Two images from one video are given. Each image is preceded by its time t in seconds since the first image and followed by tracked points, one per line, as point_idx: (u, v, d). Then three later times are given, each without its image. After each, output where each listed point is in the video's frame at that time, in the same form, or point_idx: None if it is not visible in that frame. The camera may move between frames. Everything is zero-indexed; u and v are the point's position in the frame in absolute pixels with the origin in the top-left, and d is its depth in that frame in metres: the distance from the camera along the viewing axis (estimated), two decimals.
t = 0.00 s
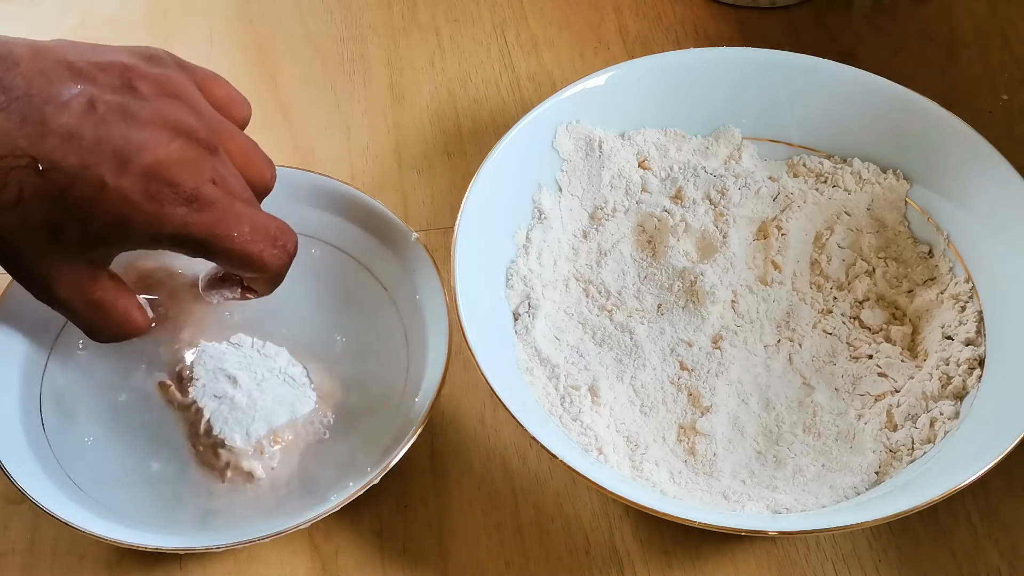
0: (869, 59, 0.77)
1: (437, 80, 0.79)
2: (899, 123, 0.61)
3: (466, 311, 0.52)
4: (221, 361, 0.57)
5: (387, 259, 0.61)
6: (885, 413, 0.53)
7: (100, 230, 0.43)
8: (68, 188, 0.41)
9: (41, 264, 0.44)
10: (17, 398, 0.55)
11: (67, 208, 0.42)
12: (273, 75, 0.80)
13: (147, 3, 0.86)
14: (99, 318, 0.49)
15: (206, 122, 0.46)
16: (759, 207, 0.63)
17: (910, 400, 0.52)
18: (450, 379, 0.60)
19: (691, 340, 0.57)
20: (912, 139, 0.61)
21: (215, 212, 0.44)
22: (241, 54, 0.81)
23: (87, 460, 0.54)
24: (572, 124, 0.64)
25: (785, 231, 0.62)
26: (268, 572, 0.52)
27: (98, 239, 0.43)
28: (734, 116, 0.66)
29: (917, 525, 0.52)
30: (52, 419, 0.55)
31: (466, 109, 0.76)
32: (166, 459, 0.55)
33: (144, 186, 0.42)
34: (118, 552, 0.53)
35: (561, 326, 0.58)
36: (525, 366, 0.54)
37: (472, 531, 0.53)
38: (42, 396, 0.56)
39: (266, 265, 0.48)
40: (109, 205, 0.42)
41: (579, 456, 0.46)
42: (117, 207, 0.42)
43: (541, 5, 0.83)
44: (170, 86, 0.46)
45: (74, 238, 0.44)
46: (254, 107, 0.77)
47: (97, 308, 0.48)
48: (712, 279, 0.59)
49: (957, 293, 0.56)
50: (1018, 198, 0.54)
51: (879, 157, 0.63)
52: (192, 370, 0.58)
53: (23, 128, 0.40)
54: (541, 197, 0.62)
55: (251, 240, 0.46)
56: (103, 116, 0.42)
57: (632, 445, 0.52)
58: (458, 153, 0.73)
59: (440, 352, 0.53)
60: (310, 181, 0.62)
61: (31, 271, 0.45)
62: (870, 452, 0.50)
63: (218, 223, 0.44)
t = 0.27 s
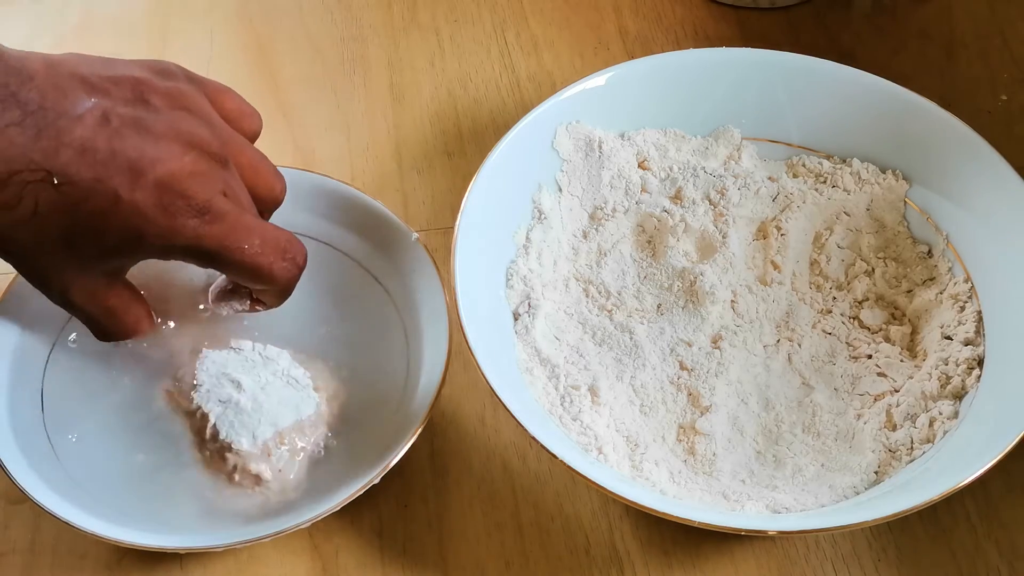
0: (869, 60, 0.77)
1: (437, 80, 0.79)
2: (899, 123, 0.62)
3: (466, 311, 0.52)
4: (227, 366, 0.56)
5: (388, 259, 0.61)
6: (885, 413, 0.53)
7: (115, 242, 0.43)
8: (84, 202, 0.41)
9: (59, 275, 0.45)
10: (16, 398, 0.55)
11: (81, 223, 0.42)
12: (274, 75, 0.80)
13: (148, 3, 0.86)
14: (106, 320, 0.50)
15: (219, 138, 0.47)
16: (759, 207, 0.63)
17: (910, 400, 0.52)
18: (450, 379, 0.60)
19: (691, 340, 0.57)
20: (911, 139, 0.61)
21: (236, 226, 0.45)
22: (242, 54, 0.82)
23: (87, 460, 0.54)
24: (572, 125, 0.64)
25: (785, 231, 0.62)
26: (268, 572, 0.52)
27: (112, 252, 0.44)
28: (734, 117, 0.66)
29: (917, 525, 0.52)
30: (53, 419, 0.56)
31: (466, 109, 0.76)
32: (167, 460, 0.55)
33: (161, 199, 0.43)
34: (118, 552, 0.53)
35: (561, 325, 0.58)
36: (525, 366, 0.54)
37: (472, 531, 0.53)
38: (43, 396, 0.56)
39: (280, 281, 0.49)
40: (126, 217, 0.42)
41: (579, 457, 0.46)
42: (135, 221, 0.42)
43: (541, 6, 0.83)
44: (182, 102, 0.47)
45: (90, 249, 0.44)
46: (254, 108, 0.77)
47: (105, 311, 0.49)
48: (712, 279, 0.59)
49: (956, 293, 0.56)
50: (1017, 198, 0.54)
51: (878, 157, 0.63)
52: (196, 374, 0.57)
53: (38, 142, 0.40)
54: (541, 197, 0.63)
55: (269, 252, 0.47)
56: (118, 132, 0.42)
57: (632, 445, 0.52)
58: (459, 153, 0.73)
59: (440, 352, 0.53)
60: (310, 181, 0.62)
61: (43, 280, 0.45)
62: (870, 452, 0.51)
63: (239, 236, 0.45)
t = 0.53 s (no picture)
0: (869, 60, 0.77)
1: (437, 80, 0.79)
2: (899, 123, 0.62)
3: (466, 312, 0.52)
4: (245, 350, 0.52)
5: (388, 259, 0.61)
6: (885, 413, 0.53)
7: (127, 241, 0.42)
8: (99, 194, 0.41)
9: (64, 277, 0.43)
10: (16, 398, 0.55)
11: (96, 216, 0.42)
12: (274, 75, 0.80)
13: (148, 3, 0.86)
14: (113, 327, 0.46)
15: (229, 135, 0.47)
16: (759, 207, 0.63)
17: (910, 400, 0.52)
18: (450, 379, 0.60)
19: (691, 340, 0.57)
20: (911, 139, 0.61)
21: (242, 212, 0.45)
22: (242, 54, 0.82)
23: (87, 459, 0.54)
24: (572, 125, 0.64)
25: (785, 231, 0.62)
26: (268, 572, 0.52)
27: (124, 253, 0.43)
28: (733, 117, 0.66)
29: (917, 525, 0.52)
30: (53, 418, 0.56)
31: (466, 110, 0.76)
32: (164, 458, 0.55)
33: (176, 188, 0.42)
34: (118, 552, 0.53)
35: (561, 325, 0.58)
36: (525, 366, 0.54)
37: (472, 531, 0.53)
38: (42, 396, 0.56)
39: (297, 265, 0.47)
40: (143, 212, 0.42)
41: (579, 457, 0.46)
42: (151, 211, 0.42)
43: (541, 6, 0.83)
44: (192, 102, 0.47)
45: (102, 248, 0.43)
46: (254, 108, 0.77)
47: (110, 312, 0.45)
48: (712, 279, 0.59)
49: (956, 293, 0.56)
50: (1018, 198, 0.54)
51: (878, 157, 0.63)
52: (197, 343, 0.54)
53: (55, 135, 0.41)
54: (541, 197, 0.63)
55: (280, 235, 0.46)
56: (129, 128, 0.43)
57: (632, 445, 0.52)
58: (459, 153, 0.73)
59: (439, 353, 0.54)
60: (310, 181, 0.62)
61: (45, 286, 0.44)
62: (870, 452, 0.51)
63: (246, 219, 0.45)
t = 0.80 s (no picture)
0: (869, 60, 0.77)
1: (437, 80, 0.79)
2: (899, 123, 0.62)
3: (466, 311, 0.52)
4: (253, 361, 0.52)
5: (388, 260, 0.61)
6: (885, 413, 0.53)
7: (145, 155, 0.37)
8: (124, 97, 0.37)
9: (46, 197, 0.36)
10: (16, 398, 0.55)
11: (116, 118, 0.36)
12: (274, 75, 0.80)
13: (147, 4, 0.86)
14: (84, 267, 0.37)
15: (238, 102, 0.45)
16: (759, 207, 0.63)
17: (910, 400, 0.52)
18: (450, 379, 0.60)
19: (691, 340, 0.57)
20: (911, 139, 0.61)
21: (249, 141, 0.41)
22: (242, 54, 0.82)
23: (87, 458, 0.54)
24: (572, 125, 0.64)
25: (785, 231, 0.62)
26: (268, 572, 0.52)
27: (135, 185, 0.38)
28: (733, 117, 0.66)
29: (916, 525, 0.52)
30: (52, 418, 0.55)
31: (467, 110, 0.76)
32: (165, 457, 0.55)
33: (199, 107, 0.39)
34: (118, 551, 0.53)
35: (560, 325, 0.58)
36: (525, 366, 0.54)
37: (472, 530, 0.53)
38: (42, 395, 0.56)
39: (301, 203, 0.45)
40: (163, 146, 0.37)
41: (580, 457, 0.46)
42: (170, 153, 0.38)
43: (541, 6, 0.83)
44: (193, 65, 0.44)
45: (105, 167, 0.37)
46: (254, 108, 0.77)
47: (85, 247, 0.37)
48: (711, 279, 0.59)
49: (956, 293, 0.56)
50: (1018, 198, 0.54)
51: (878, 157, 0.63)
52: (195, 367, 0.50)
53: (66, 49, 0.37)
54: (541, 197, 0.63)
55: (286, 169, 0.44)
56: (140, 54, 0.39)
57: (632, 445, 0.52)
58: (459, 153, 0.73)
59: (439, 353, 0.53)
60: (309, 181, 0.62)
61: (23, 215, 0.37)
62: (870, 452, 0.51)
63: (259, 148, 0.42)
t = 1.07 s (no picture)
0: (869, 60, 0.77)
1: (438, 80, 0.79)
2: (899, 123, 0.62)
3: (466, 311, 0.52)
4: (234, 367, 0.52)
5: (389, 260, 0.61)
6: (885, 413, 0.53)
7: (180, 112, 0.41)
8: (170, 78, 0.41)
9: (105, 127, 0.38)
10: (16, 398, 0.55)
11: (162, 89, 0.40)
12: (274, 75, 0.80)
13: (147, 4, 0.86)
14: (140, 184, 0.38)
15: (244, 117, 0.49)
16: (759, 207, 0.63)
17: (910, 400, 0.52)
18: (450, 379, 0.60)
19: (691, 340, 0.57)
20: (911, 138, 0.61)
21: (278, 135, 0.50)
22: (242, 54, 0.82)
23: (87, 458, 0.54)
24: (572, 124, 0.64)
25: (785, 231, 0.62)
26: (268, 572, 0.52)
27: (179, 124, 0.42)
28: (733, 117, 0.66)
29: (916, 526, 0.52)
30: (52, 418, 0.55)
31: (466, 110, 0.76)
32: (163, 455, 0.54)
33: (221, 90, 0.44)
34: (118, 552, 0.53)
35: (560, 325, 0.58)
36: (525, 366, 0.54)
37: (472, 531, 0.53)
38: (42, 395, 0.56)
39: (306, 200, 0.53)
40: (202, 100, 0.42)
41: (580, 457, 0.46)
42: (210, 106, 0.43)
43: (541, 6, 0.83)
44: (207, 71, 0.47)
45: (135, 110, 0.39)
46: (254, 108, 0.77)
47: (144, 163, 0.38)
48: (712, 279, 0.59)
49: (956, 293, 0.56)
50: (1018, 198, 0.54)
51: (878, 157, 0.63)
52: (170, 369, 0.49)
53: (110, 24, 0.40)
54: (541, 197, 0.63)
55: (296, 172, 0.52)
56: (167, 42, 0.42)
57: (632, 445, 0.52)
58: (458, 153, 0.73)
59: (439, 353, 0.53)
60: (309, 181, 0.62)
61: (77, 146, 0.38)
62: (870, 452, 0.51)
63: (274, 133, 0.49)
